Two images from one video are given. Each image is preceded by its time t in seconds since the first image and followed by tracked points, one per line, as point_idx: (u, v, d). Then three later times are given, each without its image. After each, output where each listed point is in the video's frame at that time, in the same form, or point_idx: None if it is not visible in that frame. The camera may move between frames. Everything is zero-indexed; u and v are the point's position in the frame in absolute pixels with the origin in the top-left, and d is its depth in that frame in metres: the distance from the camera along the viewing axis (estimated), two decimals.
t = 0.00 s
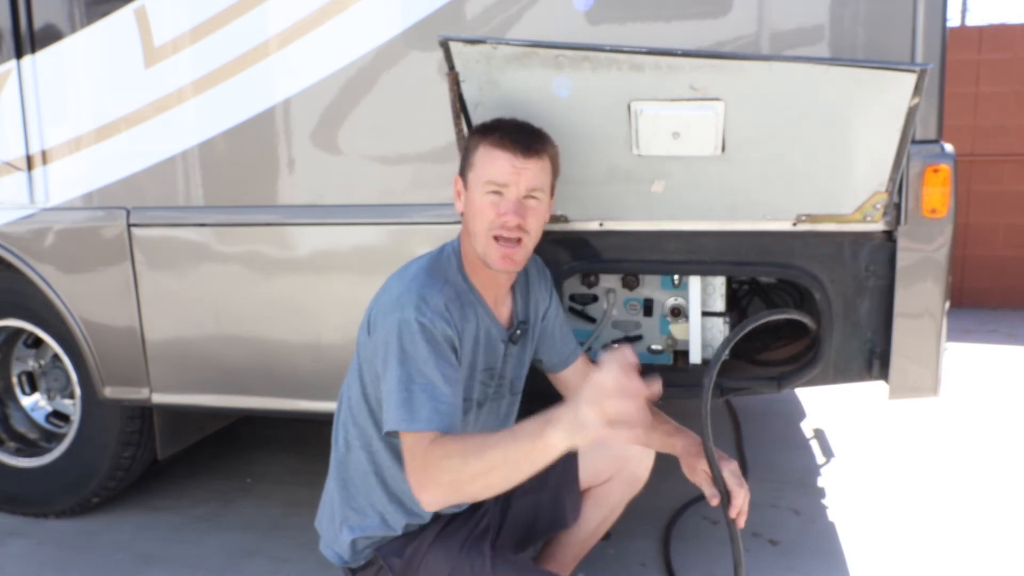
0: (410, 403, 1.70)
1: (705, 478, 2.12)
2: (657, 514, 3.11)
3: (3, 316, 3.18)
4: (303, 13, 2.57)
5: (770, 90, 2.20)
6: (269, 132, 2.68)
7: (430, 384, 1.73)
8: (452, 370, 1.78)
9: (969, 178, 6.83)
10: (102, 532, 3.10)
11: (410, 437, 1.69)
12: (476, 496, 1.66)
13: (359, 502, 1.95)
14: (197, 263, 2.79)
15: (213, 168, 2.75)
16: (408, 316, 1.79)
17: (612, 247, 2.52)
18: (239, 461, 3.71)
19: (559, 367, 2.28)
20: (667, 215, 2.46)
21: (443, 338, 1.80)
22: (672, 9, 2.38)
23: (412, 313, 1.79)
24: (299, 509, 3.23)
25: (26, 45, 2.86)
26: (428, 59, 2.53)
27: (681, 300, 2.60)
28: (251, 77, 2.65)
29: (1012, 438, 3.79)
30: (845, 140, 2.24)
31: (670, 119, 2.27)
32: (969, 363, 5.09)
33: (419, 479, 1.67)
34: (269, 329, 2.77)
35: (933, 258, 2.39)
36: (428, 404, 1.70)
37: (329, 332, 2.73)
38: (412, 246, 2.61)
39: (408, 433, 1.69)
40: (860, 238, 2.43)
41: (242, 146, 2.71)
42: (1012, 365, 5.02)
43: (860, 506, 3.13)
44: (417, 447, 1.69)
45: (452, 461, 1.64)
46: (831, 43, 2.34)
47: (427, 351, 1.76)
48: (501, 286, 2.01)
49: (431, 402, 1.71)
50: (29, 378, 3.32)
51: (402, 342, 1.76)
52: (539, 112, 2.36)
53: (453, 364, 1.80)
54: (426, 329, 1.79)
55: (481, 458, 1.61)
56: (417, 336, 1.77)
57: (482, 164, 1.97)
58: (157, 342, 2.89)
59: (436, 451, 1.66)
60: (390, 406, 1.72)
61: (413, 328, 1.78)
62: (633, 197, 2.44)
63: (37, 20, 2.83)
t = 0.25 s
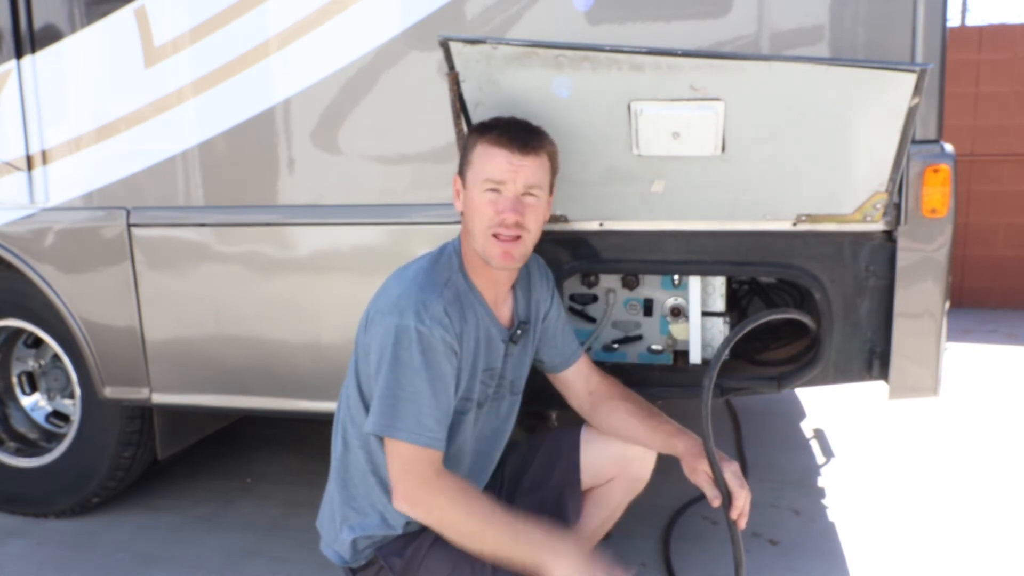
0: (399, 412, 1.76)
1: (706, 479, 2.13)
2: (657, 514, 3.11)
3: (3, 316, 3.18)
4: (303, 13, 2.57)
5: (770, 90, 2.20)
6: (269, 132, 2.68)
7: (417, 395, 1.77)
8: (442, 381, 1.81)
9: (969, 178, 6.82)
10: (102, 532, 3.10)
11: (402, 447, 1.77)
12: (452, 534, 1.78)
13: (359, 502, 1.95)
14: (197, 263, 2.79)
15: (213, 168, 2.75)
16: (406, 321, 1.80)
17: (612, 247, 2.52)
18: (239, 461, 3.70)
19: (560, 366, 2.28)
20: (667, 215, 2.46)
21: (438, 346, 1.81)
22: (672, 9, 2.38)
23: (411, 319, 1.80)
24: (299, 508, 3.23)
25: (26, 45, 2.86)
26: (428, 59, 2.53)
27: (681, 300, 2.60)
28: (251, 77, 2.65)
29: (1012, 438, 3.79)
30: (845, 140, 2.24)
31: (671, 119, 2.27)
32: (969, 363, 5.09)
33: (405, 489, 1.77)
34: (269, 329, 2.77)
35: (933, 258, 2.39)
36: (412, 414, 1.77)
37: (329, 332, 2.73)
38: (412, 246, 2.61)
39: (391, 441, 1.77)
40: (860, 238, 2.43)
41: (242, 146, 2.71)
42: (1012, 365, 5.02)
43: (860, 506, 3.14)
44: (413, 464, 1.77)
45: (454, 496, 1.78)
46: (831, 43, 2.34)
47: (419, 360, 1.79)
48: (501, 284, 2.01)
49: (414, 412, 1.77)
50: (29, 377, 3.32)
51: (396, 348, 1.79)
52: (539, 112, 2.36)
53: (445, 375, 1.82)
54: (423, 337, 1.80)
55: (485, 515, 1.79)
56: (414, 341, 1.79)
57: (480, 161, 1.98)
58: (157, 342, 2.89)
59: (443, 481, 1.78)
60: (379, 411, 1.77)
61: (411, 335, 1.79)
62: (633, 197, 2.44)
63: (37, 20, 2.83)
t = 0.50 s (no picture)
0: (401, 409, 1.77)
1: (720, 484, 2.12)
2: (657, 514, 3.11)
3: (3, 316, 3.18)
4: (303, 13, 2.57)
5: (770, 90, 2.20)
6: (269, 132, 2.68)
7: (418, 392, 1.78)
8: (443, 379, 1.81)
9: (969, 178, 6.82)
10: (102, 532, 3.10)
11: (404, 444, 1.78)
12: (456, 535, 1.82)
13: (359, 500, 1.95)
14: (197, 263, 2.79)
15: (213, 168, 2.75)
16: (406, 320, 1.80)
17: (612, 247, 2.52)
18: (239, 461, 3.70)
19: (562, 365, 2.27)
20: (667, 215, 2.46)
21: (439, 345, 1.81)
22: (672, 9, 2.38)
23: (411, 317, 1.80)
24: (299, 508, 3.23)
25: (26, 45, 2.86)
26: (428, 59, 2.53)
27: (681, 300, 2.60)
28: (251, 77, 2.65)
29: (1012, 438, 3.79)
30: (845, 140, 2.24)
31: (671, 119, 2.27)
32: (969, 363, 5.09)
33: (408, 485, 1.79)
34: (269, 329, 2.77)
35: (932, 258, 2.39)
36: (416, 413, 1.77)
37: (329, 332, 2.73)
38: (412, 246, 2.61)
39: (394, 438, 1.78)
40: (860, 238, 2.43)
41: (242, 146, 2.71)
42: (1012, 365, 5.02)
43: (860, 506, 3.14)
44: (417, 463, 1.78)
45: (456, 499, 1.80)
46: (831, 43, 2.34)
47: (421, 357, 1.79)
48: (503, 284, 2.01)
49: (416, 410, 1.77)
50: (28, 377, 3.32)
51: (397, 346, 1.79)
52: (539, 112, 2.36)
53: (447, 373, 1.82)
54: (425, 334, 1.80)
55: (486, 524, 1.80)
56: (414, 339, 1.79)
57: (480, 161, 1.98)
58: (157, 342, 2.89)
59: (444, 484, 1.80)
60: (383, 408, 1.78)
61: (412, 333, 1.79)
62: (633, 197, 2.44)
63: (37, 20, 2.83)
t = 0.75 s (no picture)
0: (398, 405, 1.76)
1: (718, 483, 2.11)
2: (657, 514, 3.11)
3: (3, 316, 3.17)
4: (303, 13, 2.57)
5: (770, 90, 2.20)
6: (269, 132, 2.68)
7: (415, 388, 1.77)
8: (441, 376, 1.81)
9: (969, 178, 6.83)
10: (101, 532, 3.10)
11: (397, 439, 1.76)
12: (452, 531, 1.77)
13: (360, 499, 1.95)
14: (197, 263, 2.79)
15: (213, 168, 2.75)
16: (405, 316, 1.80)
17: (612, 247, 2.52)
18: (239, 461, 3.70)
19: (563, 368, 2.27)
20: (666, 215, 2.46)
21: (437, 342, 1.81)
22: (672, 9, 2.38)
23: (411, 313, 1.81)
24: (299, 508, 3.23)
25: (26, 45, 2.86)
26: (428, 59, 2.53)
27: (681, 300, 2.60)
28: (251, 77, 2.65)
29: (1012, 438, 3.79)
30: (844, 140, 2.24)
31: (671, 119, 2.28)
32: (969, 363, 5.09)
33: (401, 481, 1.77)
34: (269, 329, 2.77)
35: (932, 258, 2.39)
36: (411, 409, 1.76)
37: (328, 332, 2.73)
38: (412, 246, 2.61)
39: (389, 434, 1.77)
40: (860, 238, 2.43)
41: (242, 146, 2.71)
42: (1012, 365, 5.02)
43: (860, 506, 3.14)
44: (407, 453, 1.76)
45: (443, 491, 1.74)
46: (831, 43, 2.34)
47: (418, 353, 1.79)
48: (506, 284, 2.01)
49: (411, 405, 1.77)
50: (28, 378, 3.32)
51: (396, 341, 1.80)
52: (539, 112, 2.36)
53: (445, 370, 1.81)
54: (423, 330, 1.80)
55: (477, 513, 1.73)
56: (413, 335, 1.79)
57: (481, 162, 1.98)
58: (157, 342, 2.89)
59: (432, 479, 1.75)
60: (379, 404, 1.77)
61: (410, 329, 1.80)
62: (633, 197, 2.44)
63: (37, 20, 2.83)
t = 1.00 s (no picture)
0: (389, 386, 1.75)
1: (721, 482, 2.10)
2: (657, 514, 3.11)
3: (2, 316, 3.17)
4: (303, 13, 2.57)
5: (770, 90, 2.20)
6: (269, 132, 2.68)
7: (407, 371, 1.76)
8: (435, 362, 1.80)
9: (969, 178, 6.83)
10: (102, 532, 3.10)
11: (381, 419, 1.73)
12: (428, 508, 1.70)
13: (362, 497, 1.95)
14: (197, 263, 2.79)
15: (213, 168, 2.75)
16: (403, 304, 1.82)
17: (612, 247, 2.52)
18: (239, 461, 3.70)
19: (563, 367, 2.26)
20: (667, 215, 2.46)
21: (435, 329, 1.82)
22: (672, 9, 2.38)
23: (409, 301, 1.82)
24: (300, 508, 3.23)
25: (26, 45, 2.86)
26: (428, 59, 2.53)
27: (681, 300, 2.60)
28: (251, 77, 2.65)
29: (1012, 438, 3.79)
30: (844, 140, 2.24)
31: (670, 119, 2.27)
32: (969, 363, 5.09)
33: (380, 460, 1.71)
34: (269, 329, 2.77)
35: (933, 258, 2.39)
36: (400, 391, 1.74)
37: (328, 332, 2.73)
38: (412, 246, 2.61)
39: (378, 416, 1.74)
40: (860, 238, 2.43)
41: (242, 146, 2.71)
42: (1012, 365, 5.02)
43: (860, 506, 3.14)
44: (389, 434, 1.72)
45: (413, 465, 1.67)
46: (831, 43, 2.34)
47: (413, 337, 1.79)
48: (505, 276, 2.00)
49: (402, 387, 1.74)
50: (28, 378, 3.32)
51: (392, 327, 1.80)
52: (539, 112, 2.36)
53: (439, 356, 1.81)
54: (419, 316, 1.81)
55: (447, 484, 1.66)
56: (410, 321, 1.80)
57: (477, 156, 1.99)
58: (157, 342, 2.89)
59: (404, 455, 1.68)
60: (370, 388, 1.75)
61: (407, 315, 1.80)
62: (633, 197, 2.44)
63: (37, 20, 2.83)
